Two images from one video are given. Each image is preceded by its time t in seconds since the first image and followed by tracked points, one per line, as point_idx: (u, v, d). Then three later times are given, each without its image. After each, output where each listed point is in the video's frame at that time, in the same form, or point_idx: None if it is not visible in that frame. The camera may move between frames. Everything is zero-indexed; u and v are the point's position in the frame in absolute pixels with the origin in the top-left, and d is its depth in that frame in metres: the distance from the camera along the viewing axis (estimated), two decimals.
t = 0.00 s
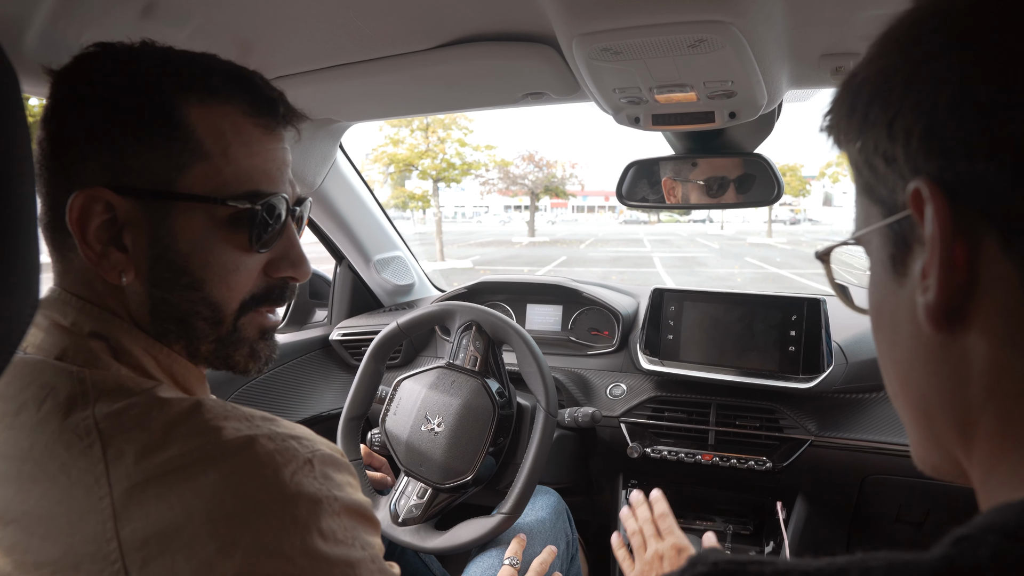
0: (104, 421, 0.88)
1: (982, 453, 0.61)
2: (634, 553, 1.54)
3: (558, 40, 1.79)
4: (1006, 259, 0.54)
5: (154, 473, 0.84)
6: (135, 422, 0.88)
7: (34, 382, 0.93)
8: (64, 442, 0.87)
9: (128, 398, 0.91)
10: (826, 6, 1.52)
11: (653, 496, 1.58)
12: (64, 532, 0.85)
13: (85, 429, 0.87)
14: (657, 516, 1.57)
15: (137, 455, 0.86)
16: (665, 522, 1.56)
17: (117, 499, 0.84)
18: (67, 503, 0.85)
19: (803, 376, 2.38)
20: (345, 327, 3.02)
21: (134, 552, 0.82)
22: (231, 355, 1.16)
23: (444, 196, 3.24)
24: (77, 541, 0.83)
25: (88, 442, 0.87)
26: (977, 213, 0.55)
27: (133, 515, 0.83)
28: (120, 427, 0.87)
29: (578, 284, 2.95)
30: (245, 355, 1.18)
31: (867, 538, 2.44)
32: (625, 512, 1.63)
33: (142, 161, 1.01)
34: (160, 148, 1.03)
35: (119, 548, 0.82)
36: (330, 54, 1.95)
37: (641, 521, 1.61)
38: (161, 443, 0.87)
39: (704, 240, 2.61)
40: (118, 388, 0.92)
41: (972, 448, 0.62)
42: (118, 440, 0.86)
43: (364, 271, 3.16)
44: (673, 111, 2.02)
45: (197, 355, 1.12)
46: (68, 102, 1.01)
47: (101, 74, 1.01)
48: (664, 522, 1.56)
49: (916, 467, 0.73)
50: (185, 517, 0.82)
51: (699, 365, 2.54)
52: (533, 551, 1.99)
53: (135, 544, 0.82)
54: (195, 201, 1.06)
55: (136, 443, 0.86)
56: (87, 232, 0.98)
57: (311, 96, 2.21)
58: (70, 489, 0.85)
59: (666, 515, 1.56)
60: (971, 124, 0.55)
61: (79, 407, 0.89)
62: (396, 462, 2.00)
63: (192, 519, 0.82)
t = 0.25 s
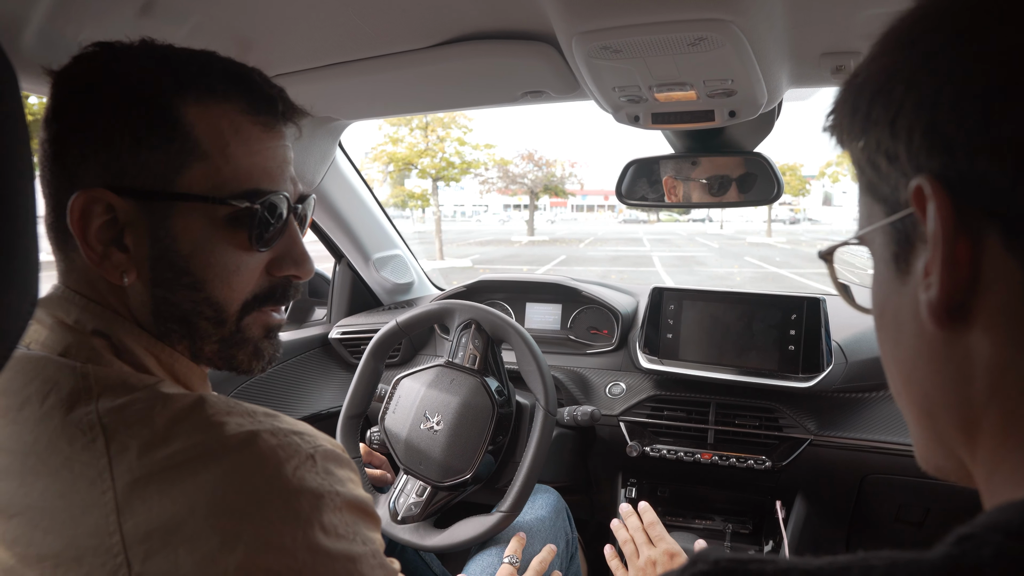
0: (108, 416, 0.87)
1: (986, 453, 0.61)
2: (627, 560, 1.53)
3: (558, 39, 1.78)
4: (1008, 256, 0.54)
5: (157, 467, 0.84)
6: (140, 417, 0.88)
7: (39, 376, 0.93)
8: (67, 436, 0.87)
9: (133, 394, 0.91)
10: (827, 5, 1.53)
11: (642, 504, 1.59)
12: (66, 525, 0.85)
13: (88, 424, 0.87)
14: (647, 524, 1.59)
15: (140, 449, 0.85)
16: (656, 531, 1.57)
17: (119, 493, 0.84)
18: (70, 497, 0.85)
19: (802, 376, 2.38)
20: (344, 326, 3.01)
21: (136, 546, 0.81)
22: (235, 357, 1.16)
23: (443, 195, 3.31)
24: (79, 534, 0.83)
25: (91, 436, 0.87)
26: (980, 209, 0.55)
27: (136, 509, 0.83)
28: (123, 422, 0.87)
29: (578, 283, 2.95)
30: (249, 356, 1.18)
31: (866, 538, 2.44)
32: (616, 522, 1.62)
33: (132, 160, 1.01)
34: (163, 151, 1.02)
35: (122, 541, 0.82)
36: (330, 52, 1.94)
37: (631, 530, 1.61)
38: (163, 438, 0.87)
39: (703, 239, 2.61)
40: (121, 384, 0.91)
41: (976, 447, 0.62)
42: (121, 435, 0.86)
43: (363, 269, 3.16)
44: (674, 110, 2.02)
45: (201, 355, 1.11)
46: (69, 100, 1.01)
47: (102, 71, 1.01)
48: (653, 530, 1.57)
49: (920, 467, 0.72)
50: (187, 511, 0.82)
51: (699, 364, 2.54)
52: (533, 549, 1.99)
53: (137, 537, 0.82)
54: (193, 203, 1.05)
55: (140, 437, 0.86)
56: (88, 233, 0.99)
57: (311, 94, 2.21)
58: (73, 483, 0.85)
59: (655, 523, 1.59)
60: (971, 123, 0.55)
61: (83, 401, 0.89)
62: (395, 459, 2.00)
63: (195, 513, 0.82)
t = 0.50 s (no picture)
0: (113, 413, 0.88)
1: (984, 451, 0.61)
2: (627, 562, 1.53)
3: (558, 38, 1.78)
4: (1009, 255, 0.54)
5: (163, 466, 0.85)
6: (146, 415, 0.88)
7: (47, 372, 0.93)
8: (73, 433, 0.87)
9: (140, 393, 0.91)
10: (828, 3, 1.52)
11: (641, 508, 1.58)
12: (69, 522, 0.85)
13: (94, 421, 0.87)
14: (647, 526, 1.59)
15: (145, 447, 0.86)
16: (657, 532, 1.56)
17: (124, 490, 0.84)
18: (73, 494, 0.86)
19: (805, 375, 2.38)
20: (346, 325, 3.02)
21: (141, 545, 0.82)
22: (244, 360, 1.16)
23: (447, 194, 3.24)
24: (81, 532, 0.84)
25: (96, 433, 0.87)
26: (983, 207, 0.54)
27: (140, 507, 0.83)
28: (129, 420, 0.87)
29: (580, 282, 2.95)
30: (261, 358, 1.18)
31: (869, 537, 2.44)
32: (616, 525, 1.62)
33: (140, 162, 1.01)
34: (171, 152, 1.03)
35: (126, 539, 0.82)
36: (331, 52, 1.95)
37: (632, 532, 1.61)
38: (170, 437, 0.87)
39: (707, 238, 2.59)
40: (128, 382, 0.92)
41: (976, 445, 0.62)
42: (126, 433, 0.87)
43: (366, 269, 3.17)
44: (676, 108, 2.01)
45: (211, 356, 1.12)
46: (86, 102, 1.02)
47: (117, 72, 1.02)
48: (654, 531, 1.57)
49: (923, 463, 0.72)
50: (192, 510, 0.83)
51: (701, 363, 2.54)
52: (536, 549, 1.99)
53: (142, 535, 0.82)
54: (210, 206, 1.06)
55: (145, 436, 0.86)
56: (102, 234, 0.99)
57: (312, 94, 2.21)
58: (77, 480, 0.86)
59: (655, 524, 1.58)
60: (975, 118, 0.55)
61: (89, 399, 0.89)
62: (397, 459, 2.00)
63: (199, 512, 0.82)
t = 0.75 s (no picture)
0: (115, 413, 0.88)
1: (982, 464, 0.61)
2: None
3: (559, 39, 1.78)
4: (997, 267, 0.54)
5: (166, 465, 0.85)
6: (148, 415, 0.88)
7: (50, 371, 0.93)
8: (74, 433, 0.87)
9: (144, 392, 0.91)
10: (828, 4, 1.52)
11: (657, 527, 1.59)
12: (70, 522, 0.85)
13: (96, 420, 0.87)
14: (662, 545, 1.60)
15: (147, 447, 0.86)
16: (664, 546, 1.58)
17: (126, 490, 0.84)
18: (74, 493, 0.86)
19: (806, 375, 2.38)
20: (347, 326, 3.02)
21: (142, 544, 0.82)
22: (250, 359, 1.15)
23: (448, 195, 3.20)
24: (82, 531, 0.84)
25: (98, 433, 0.87)
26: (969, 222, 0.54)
27: (141, 507, 0.83)
28: (131, 420, 0.87)
29: (581, 283, 2.95)
30: (267, 361, 1.17)
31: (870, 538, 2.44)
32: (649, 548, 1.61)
33: (151, 163, 1.01)
34: (178, 157, 1.03)
35: (127, 539, 0.82)
36: (332, 53, 1.95)
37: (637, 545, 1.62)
38: (172, 437, 0.87)
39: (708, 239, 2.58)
40: (131, 382, 0.92)
41: (972, 458, 0.62)
42: (128, 433, 0.87)
43: (367, 270, 3.17)
44: (676, 109, 2.01)
45: (217, 357, 1.11)
46: (98, 101, 1.03)
47: (127, 74, 1.02)
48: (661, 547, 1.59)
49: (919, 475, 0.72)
50: (193, 510, 0.83)
51: (701, 364, 2.54)
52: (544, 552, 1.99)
53: (143, 535, 0.82)
54: (217, 207, 1.05)
55: (146, 435, 0.86)
56: (110, 233, 1.00)
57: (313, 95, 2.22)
58: (78, 479, 0.86)
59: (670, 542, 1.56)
60: (954, 131, 0.54)
61: (91, 399, 0.89)
62: (398, 460, 2.00)
63: (200, 512, 0.82)
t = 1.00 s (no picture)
0: (114, 413, 0.88)
1: (967, 462, 0.61)
2: None
3: (560, 38, 1.78)
4: (989, 270, 0.53)
5: (164, 464, 0.85)
6: (147, 414, 0.88)
7: (48, 371, 0.93)
8: (74, 432, 0.87)
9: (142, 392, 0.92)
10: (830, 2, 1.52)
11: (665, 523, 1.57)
12: (70, 521, 0.85)
13: (95, 420, 0.87)
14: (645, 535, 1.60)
15: (146, 447, 0.86)
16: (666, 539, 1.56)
17: (125, 490, 0.84)
18: (73, 493, 0.86)
19: (808, 374, 2.38)
20: (348, 325, 3.01)
21: (141, 544, 0.82)
22: (250, 361, 1.16)
23: (449, 195, 3.21)
24: (82, 531, 0.84)
25: (98, 432, 0.87)
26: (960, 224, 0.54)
27: (140, 506, 0.83)
28: (130, 419, 0.87)
29: (581, 283, 2.95)
30: (268, 360, 1.18)
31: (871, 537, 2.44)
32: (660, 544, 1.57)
33: (155, 163, 1.02)
34: (186, 165, 1.03)
35: (126, 539, 0.82)
36: (333, 52, 1.95)
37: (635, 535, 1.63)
38: (170, 437, 0.87)
39: (708, 239, 2.60)
40: (129, 381, 0.92)
41: (959, 456, 0.62)
42: (127, 432, 0.87)
43: (368, 269, 3.17)
44: (677, 108, 2.01)
45: (215, 356, 1.12)
46: (100, 101, 1.03)
47: (130, 72, 1.03)
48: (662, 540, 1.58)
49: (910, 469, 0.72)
50: (192, 509, 0.82)
51: (703, 363, 2.53)
52: (549, 551, 1.98)
53: (142, 534, 0.82)
54: (216, 204, 1.05)
55: (145, 435, 0.86)
56: (111, 230, 1.00)
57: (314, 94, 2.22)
58: (78, 478, 0.86)
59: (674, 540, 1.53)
60: (947, 135, 0.54)
61: (90, 399, 0.89)
62: (400, 458, 2.01)
63: (199, 511, 0.82)
